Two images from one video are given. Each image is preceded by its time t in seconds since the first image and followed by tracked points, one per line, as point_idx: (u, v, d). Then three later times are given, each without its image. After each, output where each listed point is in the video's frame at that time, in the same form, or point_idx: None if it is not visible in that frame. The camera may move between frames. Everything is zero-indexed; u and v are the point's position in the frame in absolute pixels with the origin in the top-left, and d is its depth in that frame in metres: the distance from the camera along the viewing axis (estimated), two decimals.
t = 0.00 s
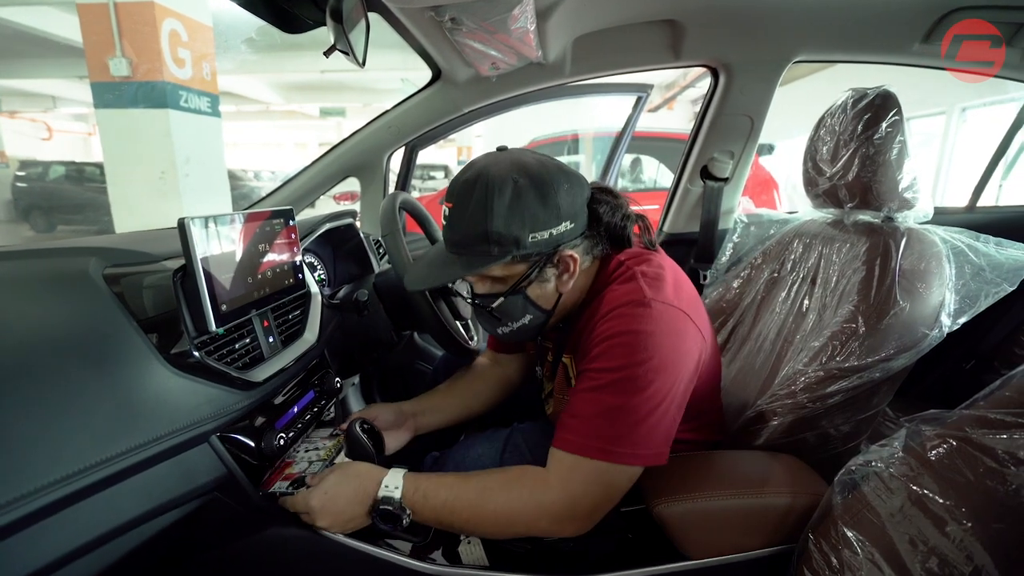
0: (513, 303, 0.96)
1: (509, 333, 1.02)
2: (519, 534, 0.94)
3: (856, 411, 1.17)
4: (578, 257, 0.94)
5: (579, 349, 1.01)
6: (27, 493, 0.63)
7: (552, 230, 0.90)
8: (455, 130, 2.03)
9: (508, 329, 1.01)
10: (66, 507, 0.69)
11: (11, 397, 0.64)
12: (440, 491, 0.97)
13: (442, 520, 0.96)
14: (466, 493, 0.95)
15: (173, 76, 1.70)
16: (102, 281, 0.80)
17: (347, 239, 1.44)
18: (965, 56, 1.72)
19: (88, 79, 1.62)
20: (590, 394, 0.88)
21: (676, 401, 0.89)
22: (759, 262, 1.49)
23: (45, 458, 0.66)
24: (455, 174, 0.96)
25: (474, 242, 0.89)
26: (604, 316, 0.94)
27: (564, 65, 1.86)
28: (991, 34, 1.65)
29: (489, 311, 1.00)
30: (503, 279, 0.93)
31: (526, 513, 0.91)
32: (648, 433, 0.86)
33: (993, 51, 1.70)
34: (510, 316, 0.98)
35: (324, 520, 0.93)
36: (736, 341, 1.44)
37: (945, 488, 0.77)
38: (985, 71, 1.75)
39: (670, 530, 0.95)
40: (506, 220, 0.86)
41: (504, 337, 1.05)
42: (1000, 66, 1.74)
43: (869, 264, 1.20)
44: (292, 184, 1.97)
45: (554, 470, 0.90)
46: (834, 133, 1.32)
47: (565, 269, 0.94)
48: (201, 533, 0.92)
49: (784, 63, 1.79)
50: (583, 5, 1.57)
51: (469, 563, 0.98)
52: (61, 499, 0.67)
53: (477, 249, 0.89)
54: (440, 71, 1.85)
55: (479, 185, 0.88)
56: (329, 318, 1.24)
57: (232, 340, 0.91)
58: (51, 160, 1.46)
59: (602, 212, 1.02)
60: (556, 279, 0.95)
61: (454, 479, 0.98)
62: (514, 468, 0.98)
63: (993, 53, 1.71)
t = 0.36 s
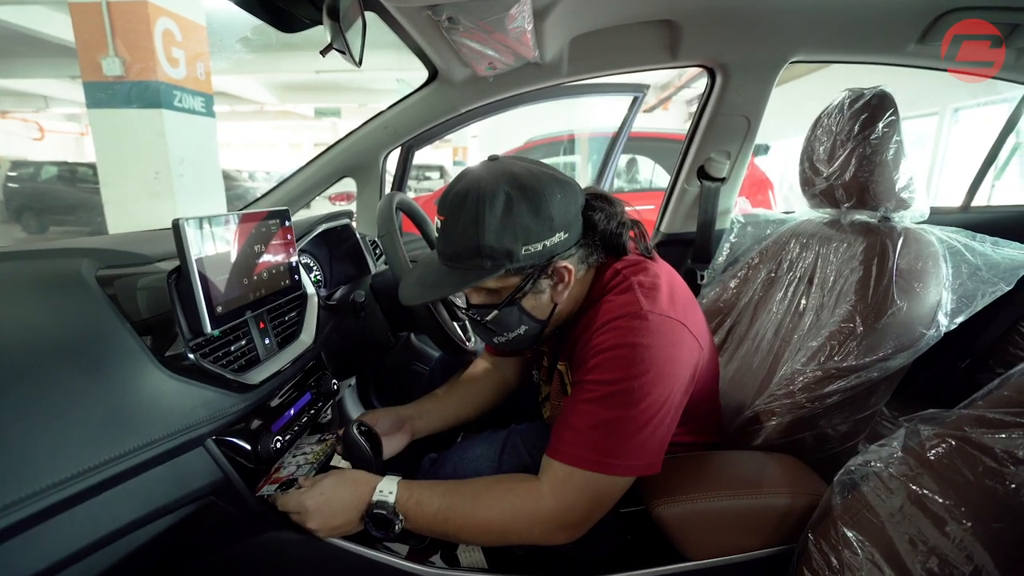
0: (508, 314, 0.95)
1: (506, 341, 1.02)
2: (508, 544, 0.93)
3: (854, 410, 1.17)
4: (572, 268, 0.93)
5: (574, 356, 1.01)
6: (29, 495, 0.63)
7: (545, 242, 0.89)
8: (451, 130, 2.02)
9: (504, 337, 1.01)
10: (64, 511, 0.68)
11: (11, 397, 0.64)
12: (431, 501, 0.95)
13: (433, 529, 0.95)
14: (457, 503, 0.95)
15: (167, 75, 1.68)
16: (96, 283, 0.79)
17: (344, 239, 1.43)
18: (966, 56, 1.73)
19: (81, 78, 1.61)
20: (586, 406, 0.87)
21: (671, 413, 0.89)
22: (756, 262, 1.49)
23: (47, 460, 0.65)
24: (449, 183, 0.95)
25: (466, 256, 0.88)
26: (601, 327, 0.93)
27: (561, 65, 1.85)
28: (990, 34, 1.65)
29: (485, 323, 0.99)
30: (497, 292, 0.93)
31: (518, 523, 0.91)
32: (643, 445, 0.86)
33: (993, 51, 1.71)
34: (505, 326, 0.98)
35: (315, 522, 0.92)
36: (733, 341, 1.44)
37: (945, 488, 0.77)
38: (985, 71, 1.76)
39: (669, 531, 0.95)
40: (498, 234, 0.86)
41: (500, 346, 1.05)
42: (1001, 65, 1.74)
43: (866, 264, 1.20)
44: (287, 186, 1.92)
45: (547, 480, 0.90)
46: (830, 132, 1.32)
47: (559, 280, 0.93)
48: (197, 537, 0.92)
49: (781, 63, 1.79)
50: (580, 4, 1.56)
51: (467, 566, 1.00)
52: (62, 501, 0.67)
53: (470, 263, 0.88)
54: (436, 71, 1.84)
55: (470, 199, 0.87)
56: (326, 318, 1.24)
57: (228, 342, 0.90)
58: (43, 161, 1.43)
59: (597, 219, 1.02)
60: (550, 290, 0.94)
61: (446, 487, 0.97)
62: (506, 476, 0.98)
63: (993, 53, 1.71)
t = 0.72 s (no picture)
0: (505, 317, 0.95)
1: (503, 344, 1.01)
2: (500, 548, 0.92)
3: (853, 411, 1.17)
4: (569, 271, 0.92)
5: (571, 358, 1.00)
6: (29, 498, 0.62)
7: (541, 244, 0.88)
8: (448, 130, 2.01)
9: (501, 339, 1.00)
10: (61, 515, 0.67)
11: (10, 400, 0.63)
12: (421, 508, 0.94)
13: (424, 536, 0.93)
14: (448, 508, 0.93)
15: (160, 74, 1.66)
16: (86, 285, 0.78)
17: (340, 240, 1.41)
18: (966, 57, 1.74)
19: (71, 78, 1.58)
20: (581, 409, 0.87)
21: (667, 418, 0.88)
22: (754, 262, 1.48)
23: (47, 462, 0.65)
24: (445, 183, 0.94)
25: (462, 260, 0.87)
26: (598, 330, 0.93)
27: (559, 65, 1.84)
28: (990, 35, 1.65)
29: (482, 326, 0.99)
30: (493, 294, 0.92)
31: (510, 527, 0.90)
32: (639, 449, 0.85)
33: (993, 52, 1.71)
34: (503, 329, 0.97)
35: (305, 531, 0.90)
36: (731, 342, 1.44)
37: (946, 489, 0.76)
38: (985, 71, 1.77)
39: (670, 535, 0.94)
40: (493, 237, 0.85)
41: (498, 348, 1.05)
42: (1001, 65, 1.75)
43: (864, 266, 1.19)
44: (281, 186, 1.90)
45: (538, 483, 0.89)
46: (828, 133, 1.31)
47: (556, 282, 0.92)
48: (191, 544, 0.90)
49: (778, 63, 1.79)
50: (578, 4, 1.56)
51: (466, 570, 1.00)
52: (61, 504, 0.66)
53: (465, 266, 0.88)
54: (433, 70, 1.83)
55: (465, 201, 0.87)
56: (322, 320, 1.22)
57: (222, 345, 0.88)
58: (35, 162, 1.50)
59: (596, 221, 1.01)
60: (546, 293, 0.93)
61: (436, 493, 0.96)
62: (497, 480, 0.97)
63: (993, 54, 1.72)
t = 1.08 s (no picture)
0: (507, 312, 0.93)
1: (504, 341, 1.00)
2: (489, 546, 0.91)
3: (853, 411, 1.16)
4: (576, 268, 0.90)
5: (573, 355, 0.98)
6: (24, 498, 0.62)
7: (546, 239, 0.86)
8: (445, 129, 1.99)
9: (503, 336, 0.99)
10: (56, 517, 0.67)
11: (11, 398, 0.63)
12: (409, 507, 0.93)
13: (409, 536, 0.92)
14: (435, 505, 0.92)
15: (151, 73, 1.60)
16: (72, 284, 0.76)
17: (334, 239, 1.40)
18: (966, 57, 1.74)
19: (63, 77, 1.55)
20: (582, 406, 0.85)
21: (669, 418, 0.87)
22: (752, 261, 1.47)
23: (44, 462, 0.64)
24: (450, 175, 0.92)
25: (465, 253, 0.86)
26: (603, 328, 0.91)
27: (556, 62, 1.83)
28: (990, 34, 1.65)
29: (484, 322, 0.97)
30: (496, 289, 0.90)
31: (498, 524, 0.88)
32: (638, 448, 0.84)
33: (994, 51, 1.71)
34: (505, 325, 0.96)
35: (287, 531, 0.89)
36: (730, 341, 1.43)
37: (951, 490, 0.75)
38: (986, 71, 1.76)
39: (669, 536, 0.93)
40: (498, 229, 0.84)
41: (499, 345, 1.03)
42: (1001, 66, 1.75)
43: (865, 265, 1.18)
44: (275, 186, 1.91)
45: (528, 479, 0.88)
46: (827, 130, 1.30)
47: (560, 279, 0.91)
48: (182, 549, 0.88)
49: (776, 61, 1.79)
50: None
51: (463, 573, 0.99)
52: (57, 505, 0.65)
53: (468, 259, 0.86)
54: (429, 68, 1.82)
55: (470, 192, 0.85)
56: (317, 321, 1.21)
57: (213, 345, 0.87)
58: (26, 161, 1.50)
59: (602, 217, 0.99)
60: (551, 289, 0.92)
61: (424, 491, 0.95)
62: (486, 477, 0.96)
63: (993, 53, 1.71)
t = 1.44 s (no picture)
0: (509, 305, 0.91)
1: (503, 337, 0.98)
2: (486, 548, 0.90)
3: (854, 410, 1.14)
4: (579, 260, 0.90)
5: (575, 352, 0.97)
6: (19, 498, 0.62)
7: (552, 230, 0.85)
8: (441, 127, 1.98)
9: (502, 331, 0.97)
10: (49, 517, 0.66)
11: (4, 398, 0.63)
12: (403, 513, 0.91)
13: (404, 543, 0.90)
14: (429, 511, 0.90)
15: (142, 68, 1.54)
16: (57, 283, 0.74)
17: (329, 238, 1.38)
18: (966, 56, 1.74)
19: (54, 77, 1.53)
20: (583, 403, 0.84)
21: (671, 419, 0.86)
22: (750, 260, 1.46)
23: (36, 463, 0.64)
24: (453, 165, 0.91)
25: (469, 242, 0.85)
26: (604, 326, 0.90)
27: (553, 59, 1.82)
28: (990, 34, 1.65)
29: (484, 313, 0.95)
30: (499, 280, 0.89)
31: (496, 524, 0.87)
32: (639, 448, 0.83)
33: (993, 52, 1.70)
34: (505, 318, 0.94)
35: (279, 539, 0.87)
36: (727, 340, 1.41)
37: (954, 491, 0.74)
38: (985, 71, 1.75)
39: (669, 538, 0.91)
40: (503, 218, 0.82)
41: (498, 340, 1.01)
42: (1001, 66, 1.73)
43: (863, 266, 1.17)
44: (268, 185, 1.85)
45: (525, 479, 0.86)
46: (826, 128, 1.29)
47: (563, 271, 0.90)
48: (173, 553, 0.87)
49: (774, 59, 1.78)
50: None
51: None
52: (51, 505, 0.65)
53: (471, 248, 0.84)
54: (424, 65, 1.80)
55: (476, 180, 0.84)
56: (310, 321, 1.19)
57: (204, 346, 0.85)
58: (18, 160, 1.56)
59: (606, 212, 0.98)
60: (553, 282, 0.91)
61: (417, 496, 0.93)
62: (483, 478, 0.94)
63: (992, 53, 1.70)
